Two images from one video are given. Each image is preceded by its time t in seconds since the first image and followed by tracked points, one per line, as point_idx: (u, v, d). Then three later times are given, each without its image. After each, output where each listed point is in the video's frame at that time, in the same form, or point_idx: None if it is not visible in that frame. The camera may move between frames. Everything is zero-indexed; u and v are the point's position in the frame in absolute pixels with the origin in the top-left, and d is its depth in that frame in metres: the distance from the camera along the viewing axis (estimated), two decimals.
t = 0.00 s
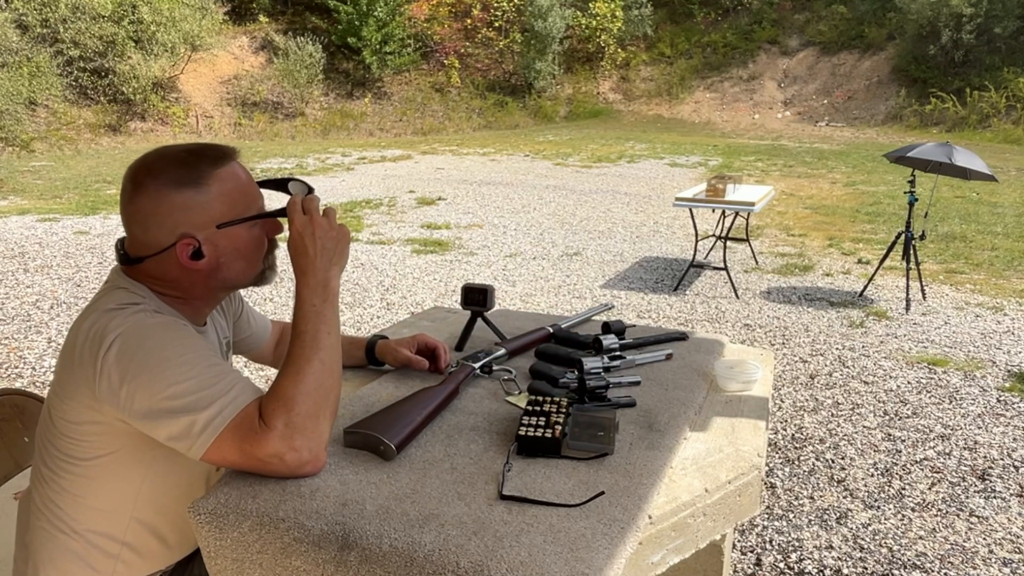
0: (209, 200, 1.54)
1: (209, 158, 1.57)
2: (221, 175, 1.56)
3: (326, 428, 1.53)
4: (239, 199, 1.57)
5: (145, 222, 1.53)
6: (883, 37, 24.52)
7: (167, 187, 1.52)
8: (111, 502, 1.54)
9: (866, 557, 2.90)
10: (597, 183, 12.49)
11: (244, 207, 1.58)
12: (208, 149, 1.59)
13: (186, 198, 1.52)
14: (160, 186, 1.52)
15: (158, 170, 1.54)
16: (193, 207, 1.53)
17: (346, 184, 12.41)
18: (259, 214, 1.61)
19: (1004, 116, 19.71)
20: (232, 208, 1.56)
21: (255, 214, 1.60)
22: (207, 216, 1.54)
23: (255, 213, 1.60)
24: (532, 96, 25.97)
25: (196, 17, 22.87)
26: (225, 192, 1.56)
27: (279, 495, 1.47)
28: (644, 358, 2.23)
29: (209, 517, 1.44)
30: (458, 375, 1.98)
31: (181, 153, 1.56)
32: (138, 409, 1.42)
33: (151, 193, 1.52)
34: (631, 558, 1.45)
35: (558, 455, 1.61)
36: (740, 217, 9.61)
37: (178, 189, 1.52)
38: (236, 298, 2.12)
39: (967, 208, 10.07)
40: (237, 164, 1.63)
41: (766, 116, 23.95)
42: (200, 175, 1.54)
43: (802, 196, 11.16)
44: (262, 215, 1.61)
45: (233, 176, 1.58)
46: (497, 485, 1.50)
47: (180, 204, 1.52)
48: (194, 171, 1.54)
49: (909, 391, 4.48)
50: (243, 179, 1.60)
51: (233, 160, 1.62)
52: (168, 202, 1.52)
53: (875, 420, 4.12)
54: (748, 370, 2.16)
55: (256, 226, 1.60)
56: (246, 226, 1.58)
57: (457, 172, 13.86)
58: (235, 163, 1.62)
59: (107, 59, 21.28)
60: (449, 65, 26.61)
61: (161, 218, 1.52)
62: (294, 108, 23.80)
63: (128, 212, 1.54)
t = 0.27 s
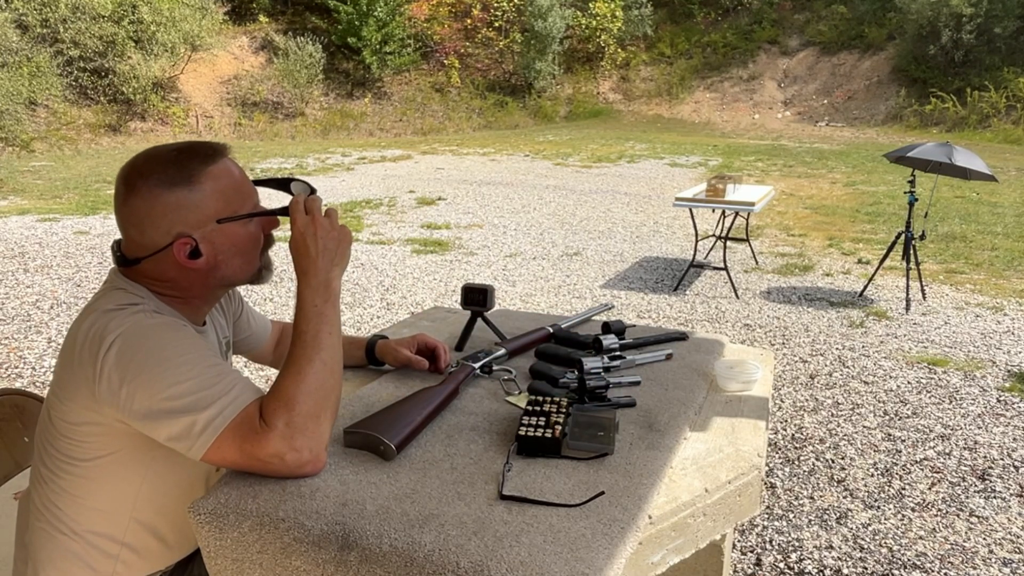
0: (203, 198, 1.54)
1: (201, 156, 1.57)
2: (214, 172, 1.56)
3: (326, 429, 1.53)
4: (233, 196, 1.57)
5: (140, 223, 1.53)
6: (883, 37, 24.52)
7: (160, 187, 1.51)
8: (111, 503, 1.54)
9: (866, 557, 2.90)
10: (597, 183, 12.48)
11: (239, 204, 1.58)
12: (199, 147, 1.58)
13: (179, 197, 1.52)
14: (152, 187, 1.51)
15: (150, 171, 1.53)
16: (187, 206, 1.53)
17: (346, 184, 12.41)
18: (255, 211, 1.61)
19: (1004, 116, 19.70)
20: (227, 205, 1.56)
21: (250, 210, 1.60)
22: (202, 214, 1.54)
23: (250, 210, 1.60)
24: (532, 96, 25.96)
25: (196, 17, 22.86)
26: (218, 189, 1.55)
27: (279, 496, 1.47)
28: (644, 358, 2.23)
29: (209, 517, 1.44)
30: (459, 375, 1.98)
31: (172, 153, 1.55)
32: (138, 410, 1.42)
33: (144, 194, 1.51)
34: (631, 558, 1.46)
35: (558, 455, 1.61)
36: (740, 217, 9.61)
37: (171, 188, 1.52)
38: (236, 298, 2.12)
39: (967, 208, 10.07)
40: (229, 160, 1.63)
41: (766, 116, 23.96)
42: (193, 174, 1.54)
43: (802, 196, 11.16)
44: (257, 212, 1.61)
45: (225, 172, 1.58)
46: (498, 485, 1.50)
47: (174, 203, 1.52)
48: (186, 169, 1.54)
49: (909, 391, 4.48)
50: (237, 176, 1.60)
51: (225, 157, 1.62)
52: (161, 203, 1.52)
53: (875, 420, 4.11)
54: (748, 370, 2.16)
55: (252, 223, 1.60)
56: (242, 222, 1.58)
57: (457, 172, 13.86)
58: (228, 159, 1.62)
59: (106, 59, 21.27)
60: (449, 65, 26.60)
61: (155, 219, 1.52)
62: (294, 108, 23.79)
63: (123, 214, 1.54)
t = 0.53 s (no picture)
0: (202, 197, 1.54)
1: (199, 155, 1.57)
2: (212, 170, 1.56)
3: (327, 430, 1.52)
4: (232, 194, 1.58)
5: (139, 223, 1.53)
6: (883, 37, 24.51)
7: (157, 187, 1.52)
8: (110, 503, 1.54)
9: (866, 557, 2.90)
10: (597, 183, 12.49)
11: (238, 205, 1.58)
12: (198, 146, 1.58)
13: (178, 197, 1.52)
14: (150, 187, 1.51)
15: (147, 169, 1.53)
16: (185, 205, 1.53)
17: (346, 184, 12.41)
18: (254, 210, 1.61)
19: (1003, 116, 19.71)
20: (225, 204, 1.56)
21: (249, 210, 1.60)
22: (201, 213, 1.54)
23: (249, 210, 1.60)
24: (532, 96, 25.95)
25: (196, 17, 22.86)
26: (216, 189, 1.56)
27: (279, 495, 1.47)
28: (644, 358, 2.23)
29: (209, 516, 1.44)
30: (459, 375, 1.98)
31: (171, 152, 1.56)
32: (138, 409, 1.42)
33: (142, 194, 1.52)
34: (631, 558, 1.46)
35: (557, 455, 1.61)
36: (740, 217, 9.61)
37: (169, 188, 1.52)
38: (236, 298, 2.12)
39: (967, 208, 10.07)
40: (228, 160, 1.63)
41: (766, 116, 23.96)
42: (191, 172, 1.54)
43: (802, 196, 11.16)
44: (256, 211, 1.61)
45: (224, 172, 1.58)
46: (497, 485, 1.50)
47: (172, 203, 1.52)
48: (184, 168, 1.54)
49: (909, 391, 4.48)
50: (236, 175, 1.60)
51: (225, 156, 1.62)
52: (159, 202, 1.52)
53: (875, 420, 4.12)
54: (748, 370, 2.16)
55: (251, 222, 1.60)
56: (241, 221, 1.58)
57: (457, 172, 13.86)
58: (227, 159, 1.62)
59: (106, 59, 21.27)
60: (449, 65, 26.59)
61: (153, 219, 1.52)
62: (294, 108, 23.79)
63: (121, 214, 1.54)
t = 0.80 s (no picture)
0: (202, 197, 1.54)
1: (200, 155, 1.57)
2: (212, 170, 1.56)
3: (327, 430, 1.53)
4: (232, 195, 1.58)
5: (139, 223, 1.53)
6: (883, 37, 24.52)
7: (157, 186, 1.52)
8: (111, 503, 1.54)
9: (866, 557, 2.90)
10: (597, 183, 12.49)
11: (238, 204, 1.58)
12: (198, 146, 1.58)
13: (178, 197, 1.52)
14: (151, 186, 1.52)
15: (147, 170, 1.53)
16: (184, 206, 1.53)
17: (346, 184, 12.41)
18: (254, 209, 1.61)
19: (1004, 116, 19.71)
20: (226, 204, 1.56)
21: (249, 210, 1.60)
22: (201, 214, 1.54)
23: (249, 210, 1.60)
24: (532, 96, 25.95)
25: (196, 17, 22.86)
26: (217, 188, 1.55)
27: (279, 495, 1.47)
28: (644, 357, 2.23)
29: (208, 517, 1.44)
30: (459, 375, 1.98)
31: (171, 152, 1.56)
32: (138, 408, 1.42)
33: (142, 194, 1.52)
34: (631, 558, 1.46)
35: (557, 455, 1.61)
36: (740, 217, 9.61)
37: (170, 188, 1.52)
38: (237, 298, 2.12)
39: (967, 208, 10.07)
40: (228, 160, 1.63)
41: (766, 116, 23.96)
42: (191, 172, 1.54)
43: (802, 196, 11.16)
44: (256, 211, 1.61)
45: (225, 173, 1.58)
46: (497, 485, 1.50)
47: (172, 203, 1.52)
48: (184, 168, 1.54)
49: (909, 391, 4.48)
50: (236, 175, 1.60)
51: (225, 157, 1.62)
52: (159, 202, 1.52)
53: (875, 420, 4.11)
54: (748, 370, 2.16)
55: (251, 222, 1.60)
56: (241, 221, 1.58)
57: (457, 172, 13.86)
58: (227, 159, 1.62)
59: (107, 59, 21.27)
60: (449, 65, 26.59)
61: (153, 218, 1.52)
62: (294, 108, 23.79)
63: (121, 214, 1.54)
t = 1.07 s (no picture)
0: (203, 196, 1.54)
1: (201, 155, 1.57)
2: (213, 171, 1.56)
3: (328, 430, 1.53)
4: (233, 195, 1.57)
5: (139, 223, 1.53)
6: (884, 37, 24.52)
7: (158, 186, 1.52)
8: (111, 503, 1.54)
9: (866, 557, 2.91)
10: (597, 183, 12.49)
11: (239, 204, 1.58)
12: (199, 146, 1.58)
13: (178, 197, 1.52)
14: (151, 186, 1.52)
15: (148, 170, 1.53)
16: (185, 205, 1.53)
17: (346, 184, 12.41)
18: (254, 210, 1.61)
19: (1004, 116, 19.72)
20: (226, 204, 1.56)
21: (249, 210, 1.60)
22: (201, 213, 1.54)
23: (249, 210, 1.60)
24: (532, 96, 25.95)
25: (196, 17, 22.86)
26: (217, 188, 1.55)
27: (279, 495, 1.47)
28: (644, 357, 2.23)
29: (208, 517, 1.44)
30: (459, 375, 1.98)
31: (172, 153, 1.56)
32: (138, 408, 1.42)
33: (143, 194, 1.52)
34: (631, 558, 1.45)
35: (558, 455, 1.61)
36: (740, 217, 9.61)
37: (171, 188, 1.52)
38: (236, 298, 2.12)
39: (967, 208, 10.07)
40: (229, 161, 1.63)
41: (766, 116, 23.96)
42: (191, 172, 1.54)
43: (802, 196, 11.16)
44: (256, 212, 1.61)
45: (226, 174, 1.58)
46: (497, 485, 1.50)
47: (172, 203, 1.52)
48: (185, 169, 1.54)
49: (909, 391, 4.48)
50: (237, 175, 1.60)
51: (225, 157, 1.62)
52: (160, 202, 1.52)
53: (875, 420, 4.12)
54: (748, 370, 2.16)
55: (251, 222, 1.60)
56: (242, 221, 1.58)
57: (457, 172, 13.86)
58: (228, 159, 1.62)
59: (107, 59, 21.27)
60: (449, 65, 26.59)
61: (154, 218, 1.52)
62: (294, 108, 23.80)
63: (122, 214, 1.54)
